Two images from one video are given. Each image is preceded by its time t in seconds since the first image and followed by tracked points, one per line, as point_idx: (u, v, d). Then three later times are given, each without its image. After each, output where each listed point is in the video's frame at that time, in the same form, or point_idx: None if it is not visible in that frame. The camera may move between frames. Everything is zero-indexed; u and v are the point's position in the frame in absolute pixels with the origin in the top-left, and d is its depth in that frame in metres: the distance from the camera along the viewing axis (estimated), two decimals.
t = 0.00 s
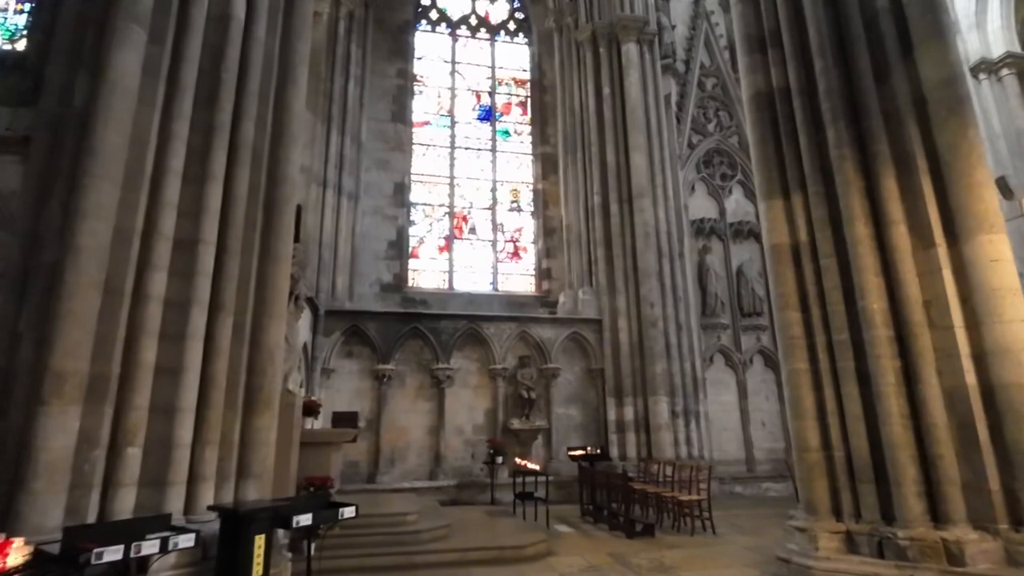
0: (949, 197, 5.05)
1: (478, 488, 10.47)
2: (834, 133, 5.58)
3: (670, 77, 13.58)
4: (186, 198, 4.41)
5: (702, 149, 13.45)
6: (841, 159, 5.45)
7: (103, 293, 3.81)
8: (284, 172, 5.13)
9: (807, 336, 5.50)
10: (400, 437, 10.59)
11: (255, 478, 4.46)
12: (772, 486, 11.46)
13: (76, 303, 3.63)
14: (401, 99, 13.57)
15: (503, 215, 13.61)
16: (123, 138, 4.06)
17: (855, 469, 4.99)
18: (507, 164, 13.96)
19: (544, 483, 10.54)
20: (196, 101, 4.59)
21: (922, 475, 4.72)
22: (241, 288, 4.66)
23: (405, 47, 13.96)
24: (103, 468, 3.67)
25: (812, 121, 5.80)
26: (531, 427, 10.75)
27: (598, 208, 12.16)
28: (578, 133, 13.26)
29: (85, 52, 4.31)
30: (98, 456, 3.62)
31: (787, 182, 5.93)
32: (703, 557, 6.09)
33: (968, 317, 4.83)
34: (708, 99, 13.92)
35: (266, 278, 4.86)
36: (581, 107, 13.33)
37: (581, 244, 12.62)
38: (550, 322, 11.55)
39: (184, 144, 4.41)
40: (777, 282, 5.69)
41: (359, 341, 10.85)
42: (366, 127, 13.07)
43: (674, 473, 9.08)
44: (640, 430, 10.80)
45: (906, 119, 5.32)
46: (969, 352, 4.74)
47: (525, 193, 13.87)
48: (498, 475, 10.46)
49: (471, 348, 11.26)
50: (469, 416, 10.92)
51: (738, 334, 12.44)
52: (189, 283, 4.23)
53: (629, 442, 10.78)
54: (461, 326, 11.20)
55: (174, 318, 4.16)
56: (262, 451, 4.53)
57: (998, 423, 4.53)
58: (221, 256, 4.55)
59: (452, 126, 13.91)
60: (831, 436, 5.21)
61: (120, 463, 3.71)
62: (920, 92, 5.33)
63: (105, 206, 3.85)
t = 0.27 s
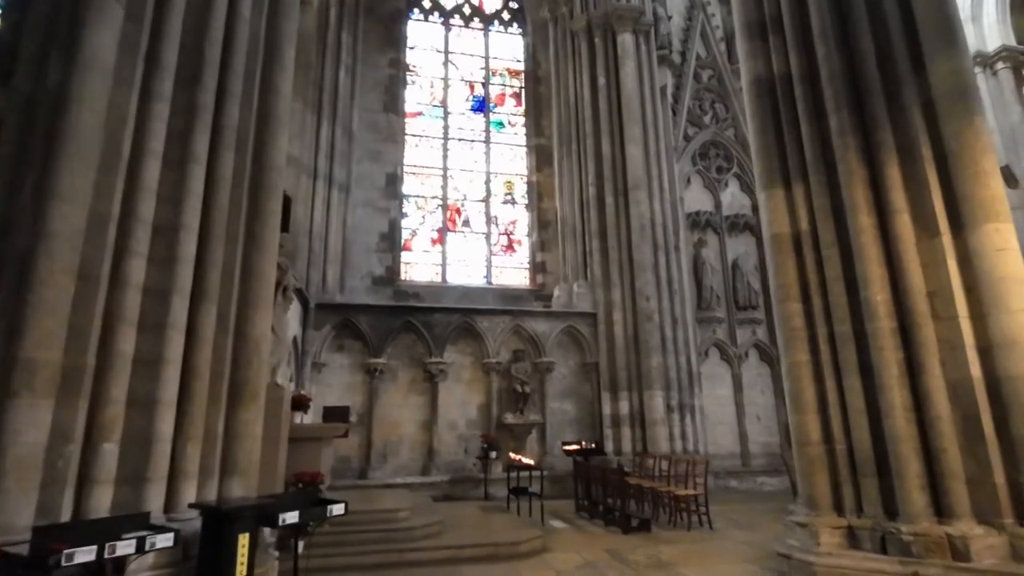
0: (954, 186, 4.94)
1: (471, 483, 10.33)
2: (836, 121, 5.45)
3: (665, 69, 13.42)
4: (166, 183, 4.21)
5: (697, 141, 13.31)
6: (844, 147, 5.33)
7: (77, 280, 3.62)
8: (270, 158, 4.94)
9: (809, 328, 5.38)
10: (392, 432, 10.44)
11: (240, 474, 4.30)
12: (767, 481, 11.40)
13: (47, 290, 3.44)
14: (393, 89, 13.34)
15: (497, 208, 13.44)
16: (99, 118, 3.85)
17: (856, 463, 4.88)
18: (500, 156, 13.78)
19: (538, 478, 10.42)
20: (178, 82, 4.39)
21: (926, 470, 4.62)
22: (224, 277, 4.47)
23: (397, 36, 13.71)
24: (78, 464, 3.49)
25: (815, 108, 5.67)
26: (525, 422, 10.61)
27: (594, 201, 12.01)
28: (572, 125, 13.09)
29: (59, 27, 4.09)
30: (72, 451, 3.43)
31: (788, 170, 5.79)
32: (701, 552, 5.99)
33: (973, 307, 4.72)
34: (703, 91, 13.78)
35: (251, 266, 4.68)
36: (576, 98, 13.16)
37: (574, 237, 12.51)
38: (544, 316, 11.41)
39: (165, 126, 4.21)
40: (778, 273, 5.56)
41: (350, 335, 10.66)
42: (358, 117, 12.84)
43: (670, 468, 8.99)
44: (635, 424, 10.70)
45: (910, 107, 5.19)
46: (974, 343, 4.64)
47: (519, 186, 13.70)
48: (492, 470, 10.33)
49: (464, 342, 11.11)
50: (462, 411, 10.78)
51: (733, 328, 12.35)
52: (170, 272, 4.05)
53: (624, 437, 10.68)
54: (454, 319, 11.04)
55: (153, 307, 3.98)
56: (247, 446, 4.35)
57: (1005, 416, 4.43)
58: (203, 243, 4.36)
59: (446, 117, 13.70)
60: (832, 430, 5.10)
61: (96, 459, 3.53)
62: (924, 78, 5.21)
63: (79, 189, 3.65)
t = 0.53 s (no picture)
0: (962, 173, 4.79)
1: (466, 479, 10.17)
2: (841, 107, 5.30)
3: (663, 60, 13.23)
4: (146, 167, 4.02)
5: (695, 134, 13.14)
6: (849, 133, 5.18)
7: (48, 266, 3.43)
8: (255, 142, 4.74)
9: (812, 320, 5.24)
10: (385, 427, 10.26)
11: (223, 470, 4.12)
12: (764, 476, 11.30)
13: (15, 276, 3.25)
14: (386, 80, 13.11)
15: (492, 201, 13.26)
16: (72, 97, 3.66)
17: (861, 457, 4.75)
18: (495, 149, 13.59)
19: (533, 474, 10.28)
20: (157, 62, 4.20)
21: (933, 464, 4.49)
22: (207, 266, 4.28)
23: (391, 26, 13.48)
24: (50, 460, 3.31)
25: (818, 95, 5.52)
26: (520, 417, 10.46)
27: (590, 193, 11.84)
28: (569, 117, 12.90)
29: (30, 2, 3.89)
30: (43, 446, 3.25)
31: (791, 159, 5.64)
32: (700, 549, 5.86)
33: (982, 298, 4.59)
34: (701, 83, 13.61)
35: (235, 255, 4.49)
36: (572, 90, 12.97)
37: (570, 231, 12.37)
38: (540, 310, 11.25)
39: (143, 107, 4.01)
40: (780, 264, 5.41)
41: (343, 329, 10.48)
42: (350, 108, 12.62)
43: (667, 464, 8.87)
44: (631, 420, 10.57)
45: (917, 92, 5.05)
46: (982, 335, 4.51)
47: (515, 178, 13.52)
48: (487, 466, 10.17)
49: (459, 336, 10.94)
50: (457, 406, 10.62)
51: (730, 322, 12.22)
52: (149, 259, 3.87)
53: (620, 432, 10.55)
54: (449, 313, 10.87)
55: (131, 296, 3.80)
56: (231, 442, 4.18)
57: (1014, 409, 4.30)
58: (184, 230, 4.17)
59: (440, 109, 13.50)
60: (836, 424, 4.96)
61: (69, 455, 3.35)
62: (931, 64, 5.06)
63: (50, 171, 3.46)
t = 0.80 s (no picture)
0: (970, 164, 4.66)
1: (461, 477, 10.02)
2: (845, 96, 5.15)
3: (660, 54, 13.04)
4: (124, 153, 3.85)
5: (693, 128, 12.99)
6: (854, 123, 5.03)
7: (17, 256, 3.25)
8: (240, 130, 4.57)
9: (815, 315, 5.10)
10: (378, 425, 10.10)
11: (206, 471, 3.95)
12: (762, 474, 11.20)
13: None
14: (380, 72, 12.91)
15: (487, 196, 13.09)
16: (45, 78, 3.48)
17: (866, 456, 4.62)
18: (491, 143, 13.42)
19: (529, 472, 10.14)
20: (136, 45, 4.02)
21: (939, 462, 4.36)
22: (189, 258, 4.11)
23: (385, 19, 13.27)
24: (19, 460, 3.14)
25: (822, 83, 5.37)
26: (516, 415, 10.32)
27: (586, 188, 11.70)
28: (565, 111, 12.73)
29: None
30: (11, 446, 3.07)
31: (793, 150, 5.50)
32: (699, 550, 5.72)
33: (990, 292, 4.46)
34: (699, 77, 13.45)
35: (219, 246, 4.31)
36: (568, 83, 12.81)
37: (566, 226, 12.22)
38: (536, 306, 11.10)
39: (121, 90, 3.84)
40: (782, 257, 5.26)
41: (335, 325, 10.30)
42: (343, 101, 12.42)
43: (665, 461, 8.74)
44: (628, 417, 10.45)
45: (924, 80, 4.91)
46: (990, 329, 4.38)
47: (510, 173, 13.35)
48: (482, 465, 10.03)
49: (453, 333, 10.78)
50: (451, 404, 10.46)
51: (728, 318, 12.10)
52: (127, 249, 3.70)
53: (617, 429, 10.43)
54: (443, 309, 10.70)
55: (106, 289, 3.62)
56: (214, 441, 4.00)
57: None
58: (164, 220, 3.99)
59: (435, 102, 13.31)
60: (840, 421, 4.83)
61: (40, 454, 3.18)
62: (938, 52, 4.92)
63: (19, 156, 3.28)
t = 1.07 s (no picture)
0: (978, 153, 4.51)
1: (453, 475, 9.85)
2: (849, 83, 4.98)
3: (656, 45, 12.78)
4: (93, 136, 3.63)
5: (689, 121, 12.80)
6: (859, 110, 4.86)
7: None
8: (219, 114, 4.34)
9: (817, 309, 4.94)
10: (369, 422, 9.90)
11: (182, 472, 3.75)
12: (757, 470, 11.09)
13: None
14: (371, 62, 12.64)
15: (481, 189, 12.88)
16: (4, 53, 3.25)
17: (870, 454, 4.48)
18: (484, 135, 13.20)
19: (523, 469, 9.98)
20: (106, 21, 3.79)
21: (946, 461, 4.23)
22: (164, 247, 3.89)
23: (376, 7, 12.99)
24: None
25: (826, 70, 5.19)
26: (510, 411, 10.14)
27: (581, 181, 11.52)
28: (560, 102, 12.52)
29: None
30: None
31: (796, 138, 5.33)
32: (697, 550, 5.57)
33: (998, 285, 4.32)
34: (695, 70, 13.25)
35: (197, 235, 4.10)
36: (563, 75, 12.59)
37: (561, 219, 12.04)
38: (530, 301, 10.92)
39: (89, 69, 3.61)
40: (784, 249, 5.10)
41: (325, 320, 10.08)
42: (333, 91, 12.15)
43: (661, 458, 8.59)
44: (623, 413, 10.30)
45: (931, 66, 4.74)
46: (999, 324, 4.23)
47: (504, 166, 13.14)
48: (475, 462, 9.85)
49: (446, 328, 10.59)
50: (444, 400, 10.27)
51: (724, 313, 11.96)
52: (96, 238, 3.48)
53: (612, 426, 10.29)
54: (435, 304, 10.50)
55: (74, 279, 3.41)
56: (190, 440, 3.80)
57: None
58: (137, 207, 3.77)
59: (427, 93, 13.07)
60: (843, 419, 4.68)
61: None
62: (947, 37, 4.75)
63: None
